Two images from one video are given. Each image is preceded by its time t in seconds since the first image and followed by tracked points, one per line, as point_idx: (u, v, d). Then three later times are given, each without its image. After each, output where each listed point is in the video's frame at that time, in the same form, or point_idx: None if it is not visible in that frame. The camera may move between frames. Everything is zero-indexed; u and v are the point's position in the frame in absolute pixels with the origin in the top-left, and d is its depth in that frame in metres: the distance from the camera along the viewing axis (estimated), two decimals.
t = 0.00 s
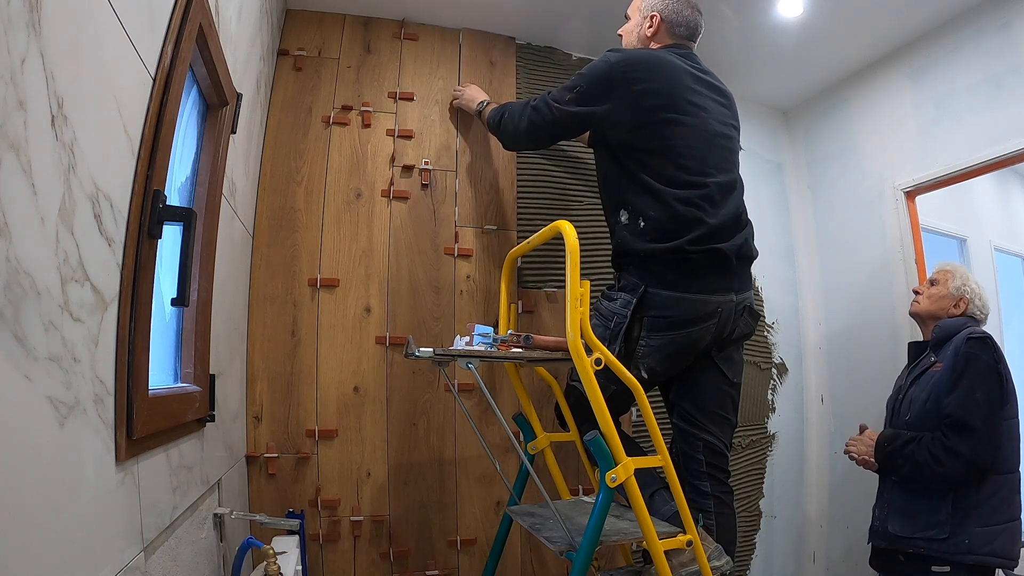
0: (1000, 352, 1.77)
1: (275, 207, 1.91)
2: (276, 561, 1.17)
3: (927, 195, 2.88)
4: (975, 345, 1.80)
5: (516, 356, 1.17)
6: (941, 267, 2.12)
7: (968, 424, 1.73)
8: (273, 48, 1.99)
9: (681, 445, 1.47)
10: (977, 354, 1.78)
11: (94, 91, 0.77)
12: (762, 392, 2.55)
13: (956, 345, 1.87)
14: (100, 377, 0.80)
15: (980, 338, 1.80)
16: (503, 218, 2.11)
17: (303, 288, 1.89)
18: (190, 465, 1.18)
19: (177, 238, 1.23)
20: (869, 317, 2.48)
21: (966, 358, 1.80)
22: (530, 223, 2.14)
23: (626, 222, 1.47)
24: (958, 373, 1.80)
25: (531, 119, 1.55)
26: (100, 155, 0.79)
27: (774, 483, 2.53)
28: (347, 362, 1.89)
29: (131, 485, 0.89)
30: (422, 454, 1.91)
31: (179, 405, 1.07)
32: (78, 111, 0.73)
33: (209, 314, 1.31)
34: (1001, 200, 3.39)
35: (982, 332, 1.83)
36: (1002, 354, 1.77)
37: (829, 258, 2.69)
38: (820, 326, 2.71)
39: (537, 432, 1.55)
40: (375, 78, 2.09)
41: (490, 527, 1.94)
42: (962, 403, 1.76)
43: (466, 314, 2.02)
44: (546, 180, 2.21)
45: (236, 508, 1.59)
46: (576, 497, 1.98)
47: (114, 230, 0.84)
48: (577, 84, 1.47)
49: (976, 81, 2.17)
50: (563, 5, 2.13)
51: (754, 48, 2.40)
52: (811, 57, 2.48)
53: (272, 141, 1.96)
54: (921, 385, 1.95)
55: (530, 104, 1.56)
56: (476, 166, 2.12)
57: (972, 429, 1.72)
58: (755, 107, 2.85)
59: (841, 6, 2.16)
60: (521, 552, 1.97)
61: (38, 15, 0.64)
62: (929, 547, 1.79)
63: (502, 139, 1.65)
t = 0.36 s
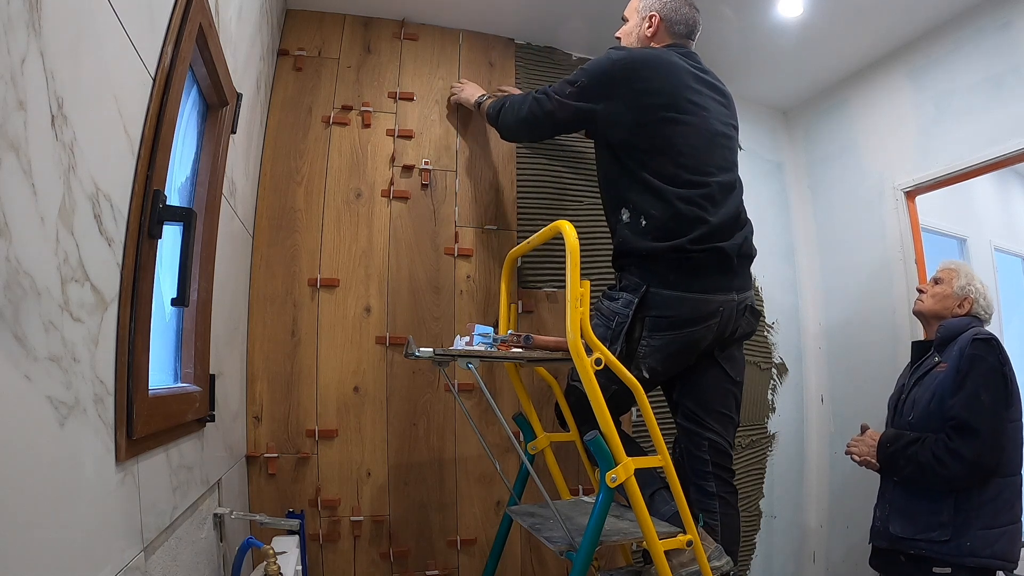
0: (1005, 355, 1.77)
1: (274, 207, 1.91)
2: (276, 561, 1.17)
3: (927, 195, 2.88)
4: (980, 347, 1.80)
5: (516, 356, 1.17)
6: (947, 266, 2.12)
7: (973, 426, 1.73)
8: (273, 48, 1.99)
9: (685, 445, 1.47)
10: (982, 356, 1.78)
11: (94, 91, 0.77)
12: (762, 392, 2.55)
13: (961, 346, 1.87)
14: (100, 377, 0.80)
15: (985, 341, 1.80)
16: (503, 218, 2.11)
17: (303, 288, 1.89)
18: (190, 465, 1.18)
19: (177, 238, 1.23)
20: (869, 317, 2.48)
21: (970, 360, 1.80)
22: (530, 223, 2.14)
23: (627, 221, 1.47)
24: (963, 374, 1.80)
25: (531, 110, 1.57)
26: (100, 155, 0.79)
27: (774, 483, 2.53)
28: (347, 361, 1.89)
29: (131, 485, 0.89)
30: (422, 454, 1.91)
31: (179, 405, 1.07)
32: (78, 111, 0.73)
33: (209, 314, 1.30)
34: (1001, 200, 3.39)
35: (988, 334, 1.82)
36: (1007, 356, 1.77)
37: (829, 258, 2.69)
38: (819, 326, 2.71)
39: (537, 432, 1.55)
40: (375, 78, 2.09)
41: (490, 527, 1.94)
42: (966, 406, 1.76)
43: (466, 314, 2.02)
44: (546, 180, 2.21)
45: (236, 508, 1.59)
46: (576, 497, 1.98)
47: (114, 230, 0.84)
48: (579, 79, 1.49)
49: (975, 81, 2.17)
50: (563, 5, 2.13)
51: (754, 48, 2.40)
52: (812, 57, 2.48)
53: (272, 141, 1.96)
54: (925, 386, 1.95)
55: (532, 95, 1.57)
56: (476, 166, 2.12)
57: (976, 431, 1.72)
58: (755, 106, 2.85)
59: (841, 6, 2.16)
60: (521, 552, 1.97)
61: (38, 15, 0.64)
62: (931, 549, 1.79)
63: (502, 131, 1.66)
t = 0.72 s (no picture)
0: (1008, 356, 1.77)
1: (274, 207, 1.91)
2: (276, 561, 1.17)
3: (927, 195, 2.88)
4: (983, 348, 1.80)
5: (516, 355, 1.17)
6: (948, 266, 2.12)
7: (976, 428, 1.72)
8: (273, 47, 1.98)
9: (686, 445, 1.46)
10: (986, 358, 1.78)
11: (93, 91, 0.77)
12: (762, 392, 2.55)
13: (965, 346, 1.87)
14: (100, 377, 0.80)
15: (988, 342, 1.80)
16: (503, 218, 2.11)
17: (303, 288, 1.89)
18: (190, 465, 1.18)
19: (177, 238, 1.23)
20: (869, 317, 2.49)
21: (973, 362, 1.80)
22: (530, 223, 2.14)
23: (631, 223, 1.47)
24: (966, 375, 1.79)
25: (537, 128, 1.50)
26: (100, 155, 0.79)
27: (774, 483, 2.53)
28: (347, 362, 1.89)
29: (131, 485, 0.89)
30: (422, 454, 1.91)
31: (179, 405, 1.07)
32: (78, 111, 0.73)
33: (209, 314, 1.30)
34: (1001, 200, 3.38)
35: (991, 335, 1.82)
36: (1010, 358, 1.77)
37: (829, 258, 2.69)
38: (819, 326, 2.72)
39: (537, 431, 1.55)
40: (375, 78, 2.09)
41: (490, 527, 1.94)
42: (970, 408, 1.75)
43: (466, 315, 2.02)
44: (545, 180, 2.21)
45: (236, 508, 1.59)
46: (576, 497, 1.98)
47: (115, 230, 0.84)
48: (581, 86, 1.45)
49: (975, 81, 2.17)
50: (563, 5, 2.13)
51: (754, 48, 2.40)
52: (812, 57, 2.48)
53: (272, 141, 1.96)
54: (928, 386, 1.95)
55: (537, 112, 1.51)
56: (476, 166, 2.12)
57: (979, 433, 1.72)
58: (755, 107, 2.85)
59: (841, 7, 2.16)
60: (521, 552, 1.97)
61: (38, 15, 0.64)
62: (932, 551, 1.79)
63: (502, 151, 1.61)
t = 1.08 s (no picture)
0: None
1: (274, 207, 1.91)
2: (276, 561, 1.17)
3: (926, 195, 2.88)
4: (999, 355, 1.77)
5: (516, 356, 1.17)
6: (952, 265, 2.09)
7: (994, 438, 1.72)
8: (273, 47, 1.99)
9: (687, 445, 1.46)
10: (1003, 365, 1.75)
11: (93, 90, 0.77)
12: (761, 392, 2.55)
13: (979, 351, 1.84)
14: (99, 377, 0.80)
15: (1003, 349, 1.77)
16: (503, 218, 2.11)
17: (303, 288, 1.89)
18: (190, 465, 1.18)
19: (177, 237, 1.23)
20: (869, 318, 2.48)
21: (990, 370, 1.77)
22: (530, 223, 2.14)
23: (634, 226, 1.47)
24: (982, 384, 1.78)
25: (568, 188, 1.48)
26: (100, 154, 0.79)
27: (774, 483, 2.53)
28: (347, 362, 1.88)
29: (131, 485, 0.89)
30: (422, 454, 1.91)
31: (180, 406, 1.07)
32: (77, 110, 0.73)
33: (208, 314, 1.30)
34: (1001, 200, 3.38)
35: (1007, 339, 1.80)
36: None
37: (829, 259, 2.69)
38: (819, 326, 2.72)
39: (537, 431, 1.55)
40: (375, 78, 2.08)
41: (490, 528, 1.94)
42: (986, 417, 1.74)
43: (466, 315, 2.02)
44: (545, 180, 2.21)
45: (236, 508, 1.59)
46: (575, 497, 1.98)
47: (114, 230, 0.84)
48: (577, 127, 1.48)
49: (975, 81, 2.17)
50: (563, 5, 2.13)
51: (754, 48, 2.41)
52: (812, 58, 2.48)
53: (272, 141, 1.96)
54: (941, 392, 1.93)
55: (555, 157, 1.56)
56: (476, 166, 2.12)
57: (996, 442, 1.71)
58: (755, 107, 2.85)
59: (841, 7, 2.16)
60: (521, 552, 1.97)
61: (38, 15, 0.64)
62: (946, 559, 1.79)
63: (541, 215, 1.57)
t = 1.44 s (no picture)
0: None
1: (275, 207, 1.91)
2: (277, 561, 1.17)
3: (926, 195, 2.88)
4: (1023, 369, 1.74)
5: (516, 356, 1.17)
6: (951, 270, 2.06)
7: None
8: (273, 47, 1.98)
9: (688, 445, 1.46)
10: None
11: (91, 91, 0.77)
12: (761, 392, 2.55)
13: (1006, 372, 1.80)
14: (99, 377, 0.80)
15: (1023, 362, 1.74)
16: (503, 219, 2.11)
17: (303, 288, 1.89)
18: (190, 465, 1.18)
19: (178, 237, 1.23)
20: (869, 318, 2.49)
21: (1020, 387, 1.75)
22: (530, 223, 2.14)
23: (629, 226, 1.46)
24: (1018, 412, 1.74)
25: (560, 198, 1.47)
26: (99, 154, 0.79)
27: (774, 483, 2.53)
28: (347, 362, 1.88)
29: (132, 485, 0.89)
30: (422, 454, 1.91)
31: (180, 406, 1.07)
32: (76, 110, 0.73)
33: (209, 314, 1.30)
34: (1001, 201, 3.38)
35: None
36: None
37: (829, 260, 2.69)
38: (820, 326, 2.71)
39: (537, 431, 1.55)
40: (375, 78, 2.09)
41: (490, 527, 1.94)
42: None
43: (466, 315, 2.02)
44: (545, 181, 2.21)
45: (236, 508, 1.59)
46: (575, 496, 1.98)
47: (114, 229, 0.84)
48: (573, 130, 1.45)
49: (974, 81, 2.17)
50: (563, 5, 2.13)
51: (754, 48, 2.41)
52: (812, 58, 2.48)
53: (272, 141, 1.96)
54: (973, 417, 1.90)
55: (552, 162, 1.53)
56: (477, 166, 2.12)
57: None
58: (755, 107, 2.85)
59: (840, 7, 2.16)
60: (521, 552, 1.97)
61: (38, 15, 0.64)
62: None
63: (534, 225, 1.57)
